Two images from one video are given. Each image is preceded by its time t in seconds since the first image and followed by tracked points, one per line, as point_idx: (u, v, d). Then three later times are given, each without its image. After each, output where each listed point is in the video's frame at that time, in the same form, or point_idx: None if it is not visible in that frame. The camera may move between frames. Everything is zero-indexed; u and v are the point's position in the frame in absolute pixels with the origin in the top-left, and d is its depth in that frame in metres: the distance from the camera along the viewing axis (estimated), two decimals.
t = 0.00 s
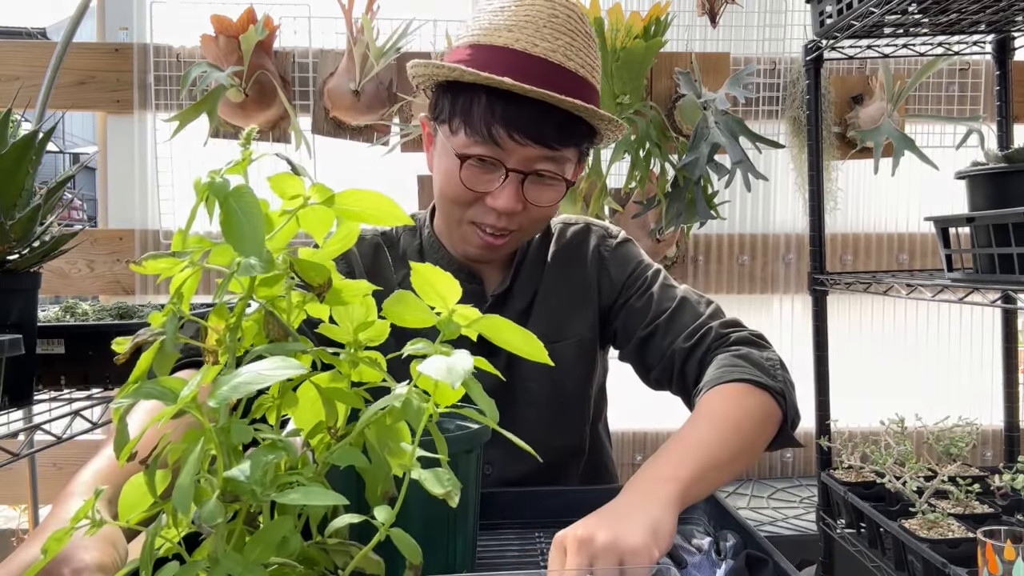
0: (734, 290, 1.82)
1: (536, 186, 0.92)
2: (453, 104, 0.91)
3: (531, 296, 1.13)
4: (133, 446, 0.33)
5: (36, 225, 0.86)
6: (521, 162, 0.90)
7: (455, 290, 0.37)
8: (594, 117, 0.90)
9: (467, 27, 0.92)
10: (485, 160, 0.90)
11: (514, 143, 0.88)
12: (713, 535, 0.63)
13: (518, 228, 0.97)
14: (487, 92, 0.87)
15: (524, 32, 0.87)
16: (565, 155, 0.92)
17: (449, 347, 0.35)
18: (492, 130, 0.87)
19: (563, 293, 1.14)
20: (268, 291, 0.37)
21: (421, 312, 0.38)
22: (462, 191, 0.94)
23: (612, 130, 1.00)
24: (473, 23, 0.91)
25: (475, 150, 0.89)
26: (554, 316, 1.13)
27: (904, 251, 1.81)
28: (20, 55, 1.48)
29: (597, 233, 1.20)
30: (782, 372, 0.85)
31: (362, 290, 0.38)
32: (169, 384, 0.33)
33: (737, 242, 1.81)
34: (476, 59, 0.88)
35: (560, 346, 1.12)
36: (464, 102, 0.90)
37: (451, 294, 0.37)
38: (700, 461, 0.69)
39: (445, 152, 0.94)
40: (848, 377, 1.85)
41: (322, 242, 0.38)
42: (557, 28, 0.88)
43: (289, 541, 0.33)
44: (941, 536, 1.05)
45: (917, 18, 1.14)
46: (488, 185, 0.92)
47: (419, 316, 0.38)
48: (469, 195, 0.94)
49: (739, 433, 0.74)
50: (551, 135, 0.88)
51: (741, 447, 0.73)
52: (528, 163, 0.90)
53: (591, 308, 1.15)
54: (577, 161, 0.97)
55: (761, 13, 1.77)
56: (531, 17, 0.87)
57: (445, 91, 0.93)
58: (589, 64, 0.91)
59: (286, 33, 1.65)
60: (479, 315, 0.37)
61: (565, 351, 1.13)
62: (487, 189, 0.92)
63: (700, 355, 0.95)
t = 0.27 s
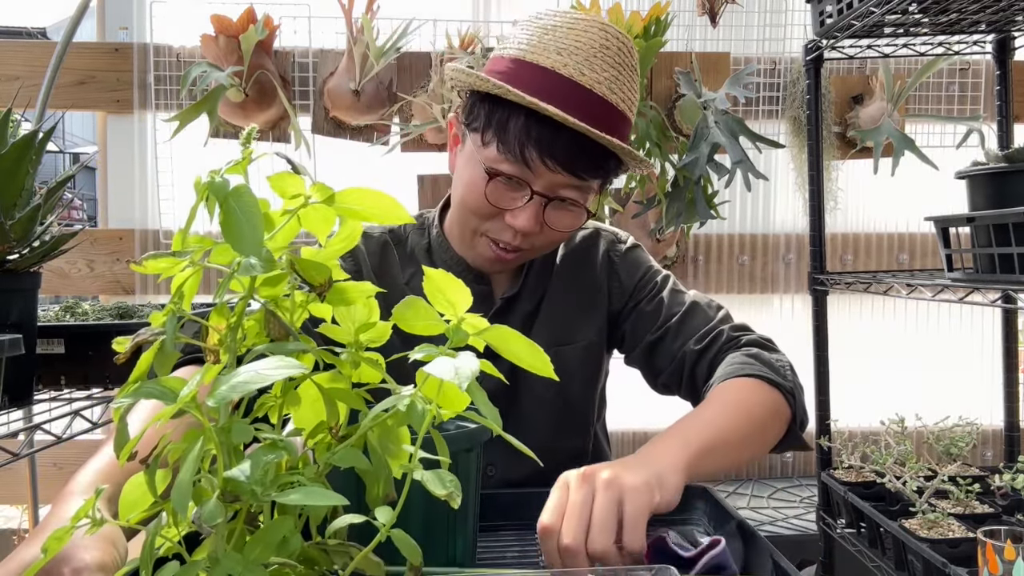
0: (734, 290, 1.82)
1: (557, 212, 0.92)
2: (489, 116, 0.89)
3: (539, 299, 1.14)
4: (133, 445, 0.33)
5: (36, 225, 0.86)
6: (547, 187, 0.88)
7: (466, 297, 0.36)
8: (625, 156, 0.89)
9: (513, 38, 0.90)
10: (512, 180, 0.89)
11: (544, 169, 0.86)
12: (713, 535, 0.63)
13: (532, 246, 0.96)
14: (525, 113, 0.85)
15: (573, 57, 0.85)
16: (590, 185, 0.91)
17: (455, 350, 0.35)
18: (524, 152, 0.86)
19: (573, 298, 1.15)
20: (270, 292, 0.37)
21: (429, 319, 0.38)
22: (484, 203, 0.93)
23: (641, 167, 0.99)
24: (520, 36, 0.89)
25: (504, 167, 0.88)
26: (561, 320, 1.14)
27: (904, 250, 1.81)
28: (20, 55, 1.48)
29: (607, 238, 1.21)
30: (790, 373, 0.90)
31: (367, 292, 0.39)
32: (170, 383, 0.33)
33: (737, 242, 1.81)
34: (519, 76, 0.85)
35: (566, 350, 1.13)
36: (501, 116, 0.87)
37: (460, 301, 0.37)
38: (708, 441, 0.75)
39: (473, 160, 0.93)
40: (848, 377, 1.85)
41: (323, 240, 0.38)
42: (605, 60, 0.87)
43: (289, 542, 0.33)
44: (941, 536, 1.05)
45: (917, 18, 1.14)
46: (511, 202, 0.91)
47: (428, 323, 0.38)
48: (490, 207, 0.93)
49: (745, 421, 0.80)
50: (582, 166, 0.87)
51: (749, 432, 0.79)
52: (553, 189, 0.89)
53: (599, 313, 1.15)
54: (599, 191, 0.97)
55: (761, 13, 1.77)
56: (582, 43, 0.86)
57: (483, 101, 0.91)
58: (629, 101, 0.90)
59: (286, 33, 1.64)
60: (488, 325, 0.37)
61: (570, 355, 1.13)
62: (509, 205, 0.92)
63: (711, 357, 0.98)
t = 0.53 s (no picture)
0: (734, 290, 1.82)
1: (571, 234, 0.91)
2: (515, 134, 0.87)
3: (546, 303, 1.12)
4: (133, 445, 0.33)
5: (35, 225, 0.86)
6: (564, 210, 0.88)
7: (456, 292, 0.37)
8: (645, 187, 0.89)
9: (546, 55, 0.88)
10: (530, 201, 0.88)
11: (565, 194, 0.86)
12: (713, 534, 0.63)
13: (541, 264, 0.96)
14: (552, 138, 0.84)
15: (606, 84, 0.84)
16: (607, 211, 0.91)
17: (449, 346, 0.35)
18: (547, 175, 0.85)
19: (578, 301, 1.14)
20: (268, 289, 0.37)
21: (424, 314, 0.38)
22: (498, 218, 0.92)
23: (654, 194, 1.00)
24: (554, 54, 0.87)
25: (524, 187, 0.87)
26: (567, 323, 1.13)
27: (904, 250, 1.81)
28: (20, 55, 1.48)
29: (615, 241, 1.21)
30: (792, 370, 0.90)
31: (364, 291, 0.39)
32: (170, 383, 0.33)
33: (737, 242, 1.81)
34: (552, 98, 0.84)
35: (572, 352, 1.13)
36: (527, 136, 0.86)
37: (452, 295, 0.37)
38: (712, 426, 0.74)
39: (495, 175, 0.91)
40: (848, 377, 1.85)
41: (321, 235, 0.38)
42: (636, 89, 0.87)
43: (288, 542, 0.33)
44: (941, 536, 1.05)
45: (917, 18, 1.14)
46: (526, 221, 0.90)
47: (419, 317, 0.38)
48: (504, 223, 0.92)
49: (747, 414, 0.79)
50: (603, 196, 0.87)
51: (752, 424, 0.78)
52: (570, 213, 0.88)
53: (604, 316, 1.15)
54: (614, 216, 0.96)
55: (761, 13, 1.77)
56: (615, 71, 0.85)
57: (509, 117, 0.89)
58: (654, 130, 0.91)
59: (286, 32, 1.64)
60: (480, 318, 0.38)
61: (575, 357, 1.14)
62: (523, 224, 0.91)
63: (712, 352, 0.97)
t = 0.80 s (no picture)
0: (734, 290, 1.82)
1: (570, 273, 0.90)
2: (523, 172, 0.83)
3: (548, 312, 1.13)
4: (128, 447, 0.33)
5: (36, 225, 0.86)
6: (563, 255, 0.86)
7: (453, 291, 0.37)
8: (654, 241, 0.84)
9: (564, 88, 0.81)
10: (531, 241, 0.86)
11: (566, 241, 0.82)
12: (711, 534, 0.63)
13: (539, 296, 0.95)
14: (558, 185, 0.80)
15: (623, 138, 0.78)
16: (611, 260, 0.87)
17: (443, 343, 0.35)
18: (549, 222, 0.82)
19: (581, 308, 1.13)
20: (259, 291, 0.37)
21: (417, 312, 0.38)
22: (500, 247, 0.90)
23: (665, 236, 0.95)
24: (571, 89, 0.81)
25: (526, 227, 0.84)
26: (570, 330, 1.13)
27: (904, 250, 1.80)
28: (21, 55, 1.48)
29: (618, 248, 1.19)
30: (767, 404, 0.85)
31: (353, 288, 0.39)
32: (161, 383, 0.34)
33: (737, 242, 1.81)
34: (563, 140, 0.79)
35: (575, 358, 1.13)
36: (534, 178, 0.82)
37: (448, 295, 0.37)
38: (683, 454, 0.71)
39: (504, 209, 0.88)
40: (848, 376, 1.85)
41: (312, 237, 0.39)
42: (655, 145, 0.79)
43: (285, 540, 0.33)
44: (941, 536, 1.05)
45: (917, 18, 1.14)
46: (527, 256, 0.89)
47: (415, 315, 0.38)
48: (505, 253, 0.91)
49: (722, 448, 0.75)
50: (608, 246, 0.82)
51: (723, 456, 0.75)
52: (570, 258, 0.86)
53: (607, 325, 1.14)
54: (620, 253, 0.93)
55: (761, 13, 1.77)
56: (635, 124, 0.78)
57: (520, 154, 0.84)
58: (673, 185, 0.84)
59: (286, 32, 1.64)
60: (472, 314, 0.38)
61: (580, 363, 1.13)
62: (524, 258, 0.89)
63: (686, 368, 0.93)
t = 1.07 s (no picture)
0: (734, 290, 1.82)
1: (568, 275, 0.90)
2: (522, 173, 0.83)
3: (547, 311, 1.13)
4: (126, 449, 0.34)
5: (36, 225, 0.86)
6: (561, 257, 0.86)
7: (451, 289, 0.37)
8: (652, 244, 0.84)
9: (562, 89, 0.81)
10: (530, 243, 0.86)
11: (563, 243, 0.83)
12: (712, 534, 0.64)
13: (538, 297, 0.95)
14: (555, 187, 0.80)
15: (621, 139, 0.78)
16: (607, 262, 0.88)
17: (442, 343, 0.35)
18: (546, 224, 0.82)
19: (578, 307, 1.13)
20: (258, 290, 0.37)
21: (417, 311, 0.38)
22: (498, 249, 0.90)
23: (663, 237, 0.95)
24: (570, 90, 0.80)
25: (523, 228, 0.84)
26: (570, 330, 1.13)
27: (904, 250, 1.80)
28: (21, 55, 1.48)
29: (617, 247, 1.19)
30: (760, 403, 0.85)
31: (354, 286, 0.39)
32: (160, 384, 0.34)
33: (737, 242, 1.81)
34: (561, 141, 0.79)
35: (574, 359, 1.13)
36: (533, 179, 0.82)
37: (446, 292, 0.37)
38: (676, 454, 0.70)
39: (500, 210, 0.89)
40: (848, 376, 1.85)
41: (313, 236, 0.39)
42: (653, 147, 0.79)
43: (285, 541, 0.33)
44: (941, 536, 1.05)
45: (917, 18, 1.14)
46: (525, 258, 0.89)
47: (413, 313, 0.38)
48: (502, 254, 0.90)
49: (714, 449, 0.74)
50: (604, 248, 0.83)
51: (716, 456, 0.73)
52: (567, 260, 0.86)
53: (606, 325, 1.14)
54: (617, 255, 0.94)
55: (761, 13, 1.77)
56: (633, 126, 0.78)
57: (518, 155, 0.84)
58: (672, 186, 0.84)
59: (286, 32, 1.64)
60: (473, 313, 0.38)
61: (579, 364, 1.13)
62: (522, 259, 0.89)
63: (677, 367, 0.93)
